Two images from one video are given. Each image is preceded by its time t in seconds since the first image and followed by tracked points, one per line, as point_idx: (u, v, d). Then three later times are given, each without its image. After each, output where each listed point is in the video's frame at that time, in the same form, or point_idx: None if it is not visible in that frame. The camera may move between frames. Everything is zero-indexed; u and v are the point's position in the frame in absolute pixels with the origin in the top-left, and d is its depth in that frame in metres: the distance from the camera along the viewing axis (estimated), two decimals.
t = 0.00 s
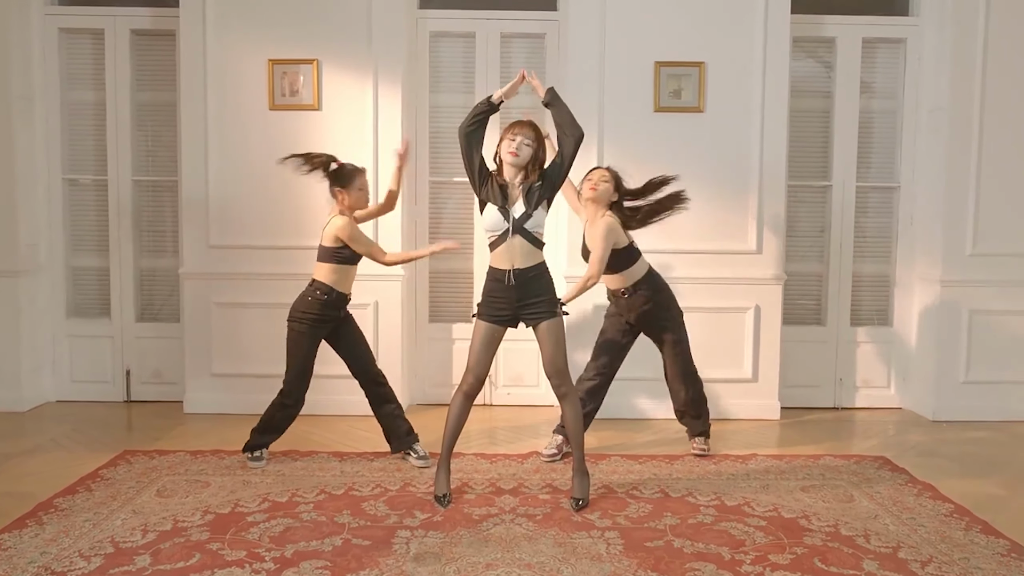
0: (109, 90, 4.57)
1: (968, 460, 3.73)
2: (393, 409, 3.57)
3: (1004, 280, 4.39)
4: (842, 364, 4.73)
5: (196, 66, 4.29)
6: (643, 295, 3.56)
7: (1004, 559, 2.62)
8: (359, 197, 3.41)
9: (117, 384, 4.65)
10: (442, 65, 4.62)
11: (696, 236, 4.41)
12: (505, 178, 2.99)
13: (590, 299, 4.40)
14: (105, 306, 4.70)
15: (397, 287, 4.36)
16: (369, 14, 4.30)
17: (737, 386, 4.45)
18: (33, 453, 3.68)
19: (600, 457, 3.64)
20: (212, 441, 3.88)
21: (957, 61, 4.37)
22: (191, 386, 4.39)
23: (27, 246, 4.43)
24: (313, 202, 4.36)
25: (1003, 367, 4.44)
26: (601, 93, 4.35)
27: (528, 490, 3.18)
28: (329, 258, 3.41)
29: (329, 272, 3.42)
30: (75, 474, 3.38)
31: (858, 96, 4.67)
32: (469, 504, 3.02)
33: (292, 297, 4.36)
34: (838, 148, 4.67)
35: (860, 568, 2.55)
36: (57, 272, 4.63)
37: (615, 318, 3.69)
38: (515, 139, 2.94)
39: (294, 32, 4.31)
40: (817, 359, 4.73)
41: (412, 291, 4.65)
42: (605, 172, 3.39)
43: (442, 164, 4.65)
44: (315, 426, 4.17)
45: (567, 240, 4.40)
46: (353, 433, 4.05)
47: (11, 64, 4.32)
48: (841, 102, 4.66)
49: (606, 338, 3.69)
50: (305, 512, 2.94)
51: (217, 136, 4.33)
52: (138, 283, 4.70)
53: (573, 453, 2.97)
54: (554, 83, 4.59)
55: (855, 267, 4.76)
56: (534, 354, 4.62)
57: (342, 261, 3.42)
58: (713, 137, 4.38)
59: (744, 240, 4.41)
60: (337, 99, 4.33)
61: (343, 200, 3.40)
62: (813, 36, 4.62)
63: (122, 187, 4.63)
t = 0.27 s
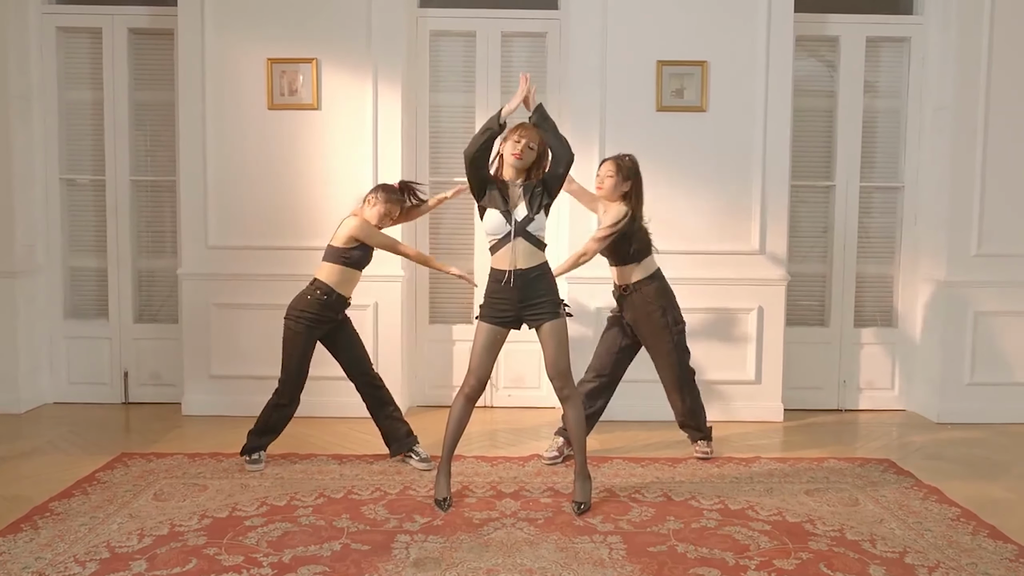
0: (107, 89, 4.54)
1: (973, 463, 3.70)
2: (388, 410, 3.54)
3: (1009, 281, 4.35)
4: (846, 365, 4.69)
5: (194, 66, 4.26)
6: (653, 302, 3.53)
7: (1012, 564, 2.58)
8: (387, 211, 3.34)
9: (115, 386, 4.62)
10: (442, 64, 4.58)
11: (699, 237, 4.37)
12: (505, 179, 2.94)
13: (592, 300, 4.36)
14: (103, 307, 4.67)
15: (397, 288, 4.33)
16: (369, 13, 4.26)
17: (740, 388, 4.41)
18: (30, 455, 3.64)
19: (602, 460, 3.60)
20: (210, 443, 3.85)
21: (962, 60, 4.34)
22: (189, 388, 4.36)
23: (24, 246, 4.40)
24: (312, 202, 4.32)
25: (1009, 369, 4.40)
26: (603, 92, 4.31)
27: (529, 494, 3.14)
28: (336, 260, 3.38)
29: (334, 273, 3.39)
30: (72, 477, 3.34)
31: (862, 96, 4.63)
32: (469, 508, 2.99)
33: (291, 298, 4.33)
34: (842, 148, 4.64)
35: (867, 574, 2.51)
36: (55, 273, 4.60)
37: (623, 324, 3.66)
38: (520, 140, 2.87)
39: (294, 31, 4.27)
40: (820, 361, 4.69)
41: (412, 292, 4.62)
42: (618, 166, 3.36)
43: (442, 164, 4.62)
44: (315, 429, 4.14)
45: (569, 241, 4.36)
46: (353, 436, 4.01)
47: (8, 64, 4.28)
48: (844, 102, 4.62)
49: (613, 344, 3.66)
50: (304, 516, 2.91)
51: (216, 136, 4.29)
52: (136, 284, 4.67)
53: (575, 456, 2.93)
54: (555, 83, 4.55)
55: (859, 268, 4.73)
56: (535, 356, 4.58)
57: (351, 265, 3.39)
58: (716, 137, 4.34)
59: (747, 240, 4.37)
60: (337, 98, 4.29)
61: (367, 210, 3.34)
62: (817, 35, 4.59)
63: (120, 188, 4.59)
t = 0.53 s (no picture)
0: (103, 88, 4.50)
1: (978, 466, 3.66)
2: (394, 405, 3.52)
3: (1013, 281, 4.31)
4: (849, 366, 4.65)
5: (191, 64, 4.22)
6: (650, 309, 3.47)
7: (1019, 569, 2.54)
8: (332, 188, 3.38)
9: (112, 387, 4.58)
10: (442, 62, 4.54)
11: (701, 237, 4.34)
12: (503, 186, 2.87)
13: (592, 300, 4.32)
14: (99, 307, 4.63)
15: (396, 288, 4.29)
16: (368, 11, 4.23)
17: (742, 389, 4.37)
18: (26, 457, 3.61)
19: (603, 463, 3.57)
20: (207, 445, 3.81)
21: (966, 59, 4.30)
22: (187, 389, 4.32)
23: (20, 246, 4.36)
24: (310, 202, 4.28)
25: (1013, 370, 4.37)
26: (604, 91, 4.28)
27: (529, 496, 3.11)
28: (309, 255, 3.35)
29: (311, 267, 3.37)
30: (67, 479, 3.31)
31: (865, 95, 4.60)
32: (469, 511, 2.95)
33: (289, 298, 4.29)
34: (844, 147, 4.60)
35: None
36: (51, 274, 4.57)
37: (619, 328, 3.60)
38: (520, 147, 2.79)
39: (291, 29, 4.24)
40: (823, 361, 4.66)
41: (411, 293, 4.58)
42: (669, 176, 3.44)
43: (442, 164, 4.58)
44: (313, 430, 4.10)
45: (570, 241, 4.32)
46: (352, 437, 3.98)
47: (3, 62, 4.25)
48: (847, 101, 4.58)
49: (607, 347, 3.61)
50: (301, 519, 2.87)
51: (213, 135, 4.26)
52: (132, 285, 4.63)
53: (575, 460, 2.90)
54: (556, 81, 4.52)
55: (862, 268, 4.69)
56: (536, 357, 4.55)
57: (324, 254, 3.36)
58: (717, 136, 4.30)
59: (749, 240, 4.33)
60: (335, 97, 4.26)
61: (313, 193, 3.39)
62: (819, 33, 4.55)
63: (116, 187, 4.56)
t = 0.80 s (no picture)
0: (100, 87, 4.47)
1: (982, 469, 3.63)
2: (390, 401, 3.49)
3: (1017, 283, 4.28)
4: (851, 368, 4.62)
5: (188, 63, 4.18)
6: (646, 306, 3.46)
7: None
8: (304, 197, 3.36)
9: (108, 389, 4.54)
10: (441, 62, 4.51)
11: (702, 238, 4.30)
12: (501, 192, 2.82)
13: (593, 301, 4.29)
14: (96, 308, 4.60)
15: (395, 289, 4.26)
16: (366, 10, 4.19)
17: (744, 391, 4.34)
18: (21, 460, 3.58)
19: (604, 466, 3.53)
20: (204, 448, 3.78)
21: (969, 58, 4.27)
22: (184, 391, 4.29)
23: (15, 246, 4.33)
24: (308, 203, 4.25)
25: (1016, 371, 4.34)
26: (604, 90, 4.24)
27: (529, 500, 3.08)
28: (288, 269, 3.34)
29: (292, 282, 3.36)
30: (62, 482, 3.28)
31: (867, 94, 4.57)
32: (468, 515, 2.92)
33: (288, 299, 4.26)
34: (846, 147, 4.57)
35: None
36: (47, 275, 4.53)
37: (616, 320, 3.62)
38: (518, 154, 2.73)
39: (289, 28, 4.20)
40: (825, 363, 4.63)
41: (410, 294, 4.55)
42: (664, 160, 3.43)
43: (442, 164, 4.55)
44: (311, 433, 4.07)
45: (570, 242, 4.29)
46: (350, 440, 3.94)
47: None
48: (850, 100, 4.55)
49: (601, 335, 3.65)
50: (298, 524, 2.83)
51: (210, 135, 4.22)
52: (129, 286, 4.60)
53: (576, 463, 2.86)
54: (556, 80, 4.48)
55: (864, 269, 4.66)
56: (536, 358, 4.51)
57: (302, 266, 3.35)
58: (719, 136, 4.27)
59: (751, 241, 4.30)
60: (334, 96, 4.22)
61: (285, 205, 3.37)
62: (822, 32, 4.52)
63: (113, 187, 4.52)
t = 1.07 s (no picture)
0: (97, 85, 4.43)
1: (988, 471, 3.60)
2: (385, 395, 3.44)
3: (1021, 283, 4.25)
4: (854, 368, 4.59)
5: (186, 61, 4.15)
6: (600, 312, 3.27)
7: None
8: (341, 179, 3.36)
9: (106, 390, 4.51)
10: (441, 60, 4.47)
11: (704, 237, 4.27)
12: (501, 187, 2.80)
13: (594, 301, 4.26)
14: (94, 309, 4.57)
15: (394, 290, 4.23)
16: (366, 8, 4.16)
17: (746, 392, 4.30)
18: (17, 462, 3.54)
19: (606, 468, 3.50)
20: (202, 450, 3.74)
21: (974, 56, 4.23)
22: (182, 392, 4.25)
23: (12, 246, 4.29)
24: (307, 202, 4.21)
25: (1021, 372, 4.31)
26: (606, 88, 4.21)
27: (530, 503, 3.04)
28: (324, 249, 3.34)
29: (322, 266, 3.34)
30: (58, 485, 3.24)
31: (871, 93, 4.53)
32: (468, 519, 2.88)
33: (287, 300, 4.22)
34: (850, 145, 4.53)
35: None
36: (44, 275, 4.50)
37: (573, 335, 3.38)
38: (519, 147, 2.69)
39: (288, 25, 4.17)
40: (828, 363, 4.59)
41: (410, 294, 4.51)
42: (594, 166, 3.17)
43: (442, 163, 4.51)
44: (310, 434, 4.03)
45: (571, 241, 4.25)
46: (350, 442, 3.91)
47: None
48: (853, 99, 4.51)
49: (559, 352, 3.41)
50: (296, 527, 2.80)
51: (208, 134, 4.19)
52: (127, 286, 4.56)
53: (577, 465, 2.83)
54: (557, 78, 4.44)
55: (868, 269, 4.62)
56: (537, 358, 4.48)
57: (337, 250, 3.35)
58: (721, 134, 4.23)
59: (753, 240, 4.26)
60: (332, 94, 4.18)
61: (324, 189, 3.38)
62: (825, 29, 4.48)
63: (110, 186, 4.48)
